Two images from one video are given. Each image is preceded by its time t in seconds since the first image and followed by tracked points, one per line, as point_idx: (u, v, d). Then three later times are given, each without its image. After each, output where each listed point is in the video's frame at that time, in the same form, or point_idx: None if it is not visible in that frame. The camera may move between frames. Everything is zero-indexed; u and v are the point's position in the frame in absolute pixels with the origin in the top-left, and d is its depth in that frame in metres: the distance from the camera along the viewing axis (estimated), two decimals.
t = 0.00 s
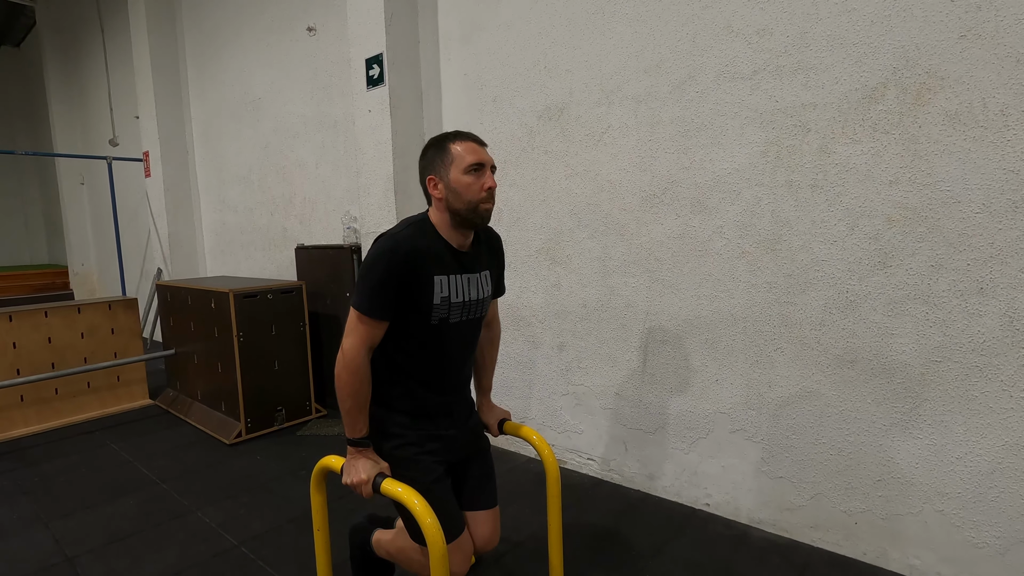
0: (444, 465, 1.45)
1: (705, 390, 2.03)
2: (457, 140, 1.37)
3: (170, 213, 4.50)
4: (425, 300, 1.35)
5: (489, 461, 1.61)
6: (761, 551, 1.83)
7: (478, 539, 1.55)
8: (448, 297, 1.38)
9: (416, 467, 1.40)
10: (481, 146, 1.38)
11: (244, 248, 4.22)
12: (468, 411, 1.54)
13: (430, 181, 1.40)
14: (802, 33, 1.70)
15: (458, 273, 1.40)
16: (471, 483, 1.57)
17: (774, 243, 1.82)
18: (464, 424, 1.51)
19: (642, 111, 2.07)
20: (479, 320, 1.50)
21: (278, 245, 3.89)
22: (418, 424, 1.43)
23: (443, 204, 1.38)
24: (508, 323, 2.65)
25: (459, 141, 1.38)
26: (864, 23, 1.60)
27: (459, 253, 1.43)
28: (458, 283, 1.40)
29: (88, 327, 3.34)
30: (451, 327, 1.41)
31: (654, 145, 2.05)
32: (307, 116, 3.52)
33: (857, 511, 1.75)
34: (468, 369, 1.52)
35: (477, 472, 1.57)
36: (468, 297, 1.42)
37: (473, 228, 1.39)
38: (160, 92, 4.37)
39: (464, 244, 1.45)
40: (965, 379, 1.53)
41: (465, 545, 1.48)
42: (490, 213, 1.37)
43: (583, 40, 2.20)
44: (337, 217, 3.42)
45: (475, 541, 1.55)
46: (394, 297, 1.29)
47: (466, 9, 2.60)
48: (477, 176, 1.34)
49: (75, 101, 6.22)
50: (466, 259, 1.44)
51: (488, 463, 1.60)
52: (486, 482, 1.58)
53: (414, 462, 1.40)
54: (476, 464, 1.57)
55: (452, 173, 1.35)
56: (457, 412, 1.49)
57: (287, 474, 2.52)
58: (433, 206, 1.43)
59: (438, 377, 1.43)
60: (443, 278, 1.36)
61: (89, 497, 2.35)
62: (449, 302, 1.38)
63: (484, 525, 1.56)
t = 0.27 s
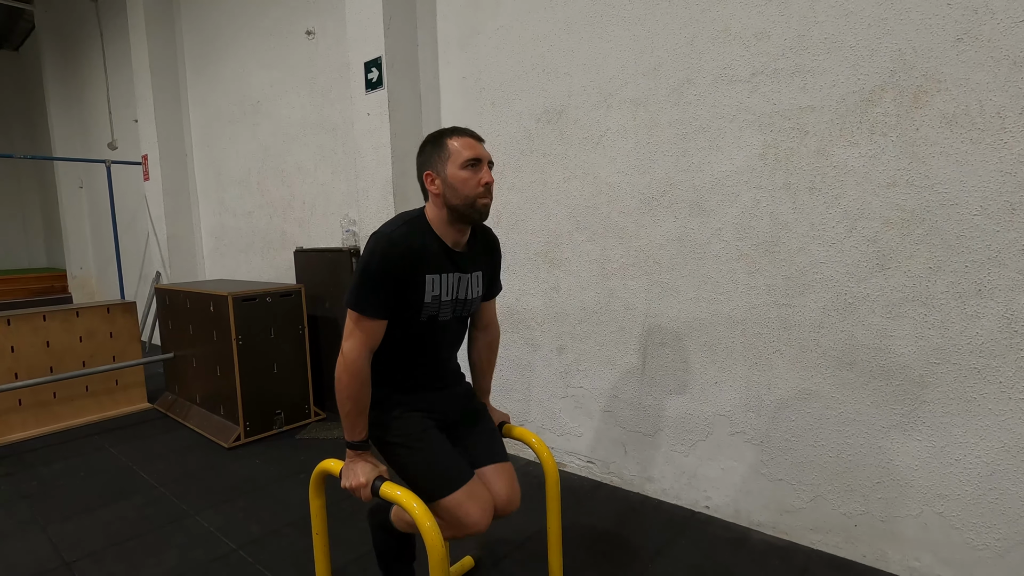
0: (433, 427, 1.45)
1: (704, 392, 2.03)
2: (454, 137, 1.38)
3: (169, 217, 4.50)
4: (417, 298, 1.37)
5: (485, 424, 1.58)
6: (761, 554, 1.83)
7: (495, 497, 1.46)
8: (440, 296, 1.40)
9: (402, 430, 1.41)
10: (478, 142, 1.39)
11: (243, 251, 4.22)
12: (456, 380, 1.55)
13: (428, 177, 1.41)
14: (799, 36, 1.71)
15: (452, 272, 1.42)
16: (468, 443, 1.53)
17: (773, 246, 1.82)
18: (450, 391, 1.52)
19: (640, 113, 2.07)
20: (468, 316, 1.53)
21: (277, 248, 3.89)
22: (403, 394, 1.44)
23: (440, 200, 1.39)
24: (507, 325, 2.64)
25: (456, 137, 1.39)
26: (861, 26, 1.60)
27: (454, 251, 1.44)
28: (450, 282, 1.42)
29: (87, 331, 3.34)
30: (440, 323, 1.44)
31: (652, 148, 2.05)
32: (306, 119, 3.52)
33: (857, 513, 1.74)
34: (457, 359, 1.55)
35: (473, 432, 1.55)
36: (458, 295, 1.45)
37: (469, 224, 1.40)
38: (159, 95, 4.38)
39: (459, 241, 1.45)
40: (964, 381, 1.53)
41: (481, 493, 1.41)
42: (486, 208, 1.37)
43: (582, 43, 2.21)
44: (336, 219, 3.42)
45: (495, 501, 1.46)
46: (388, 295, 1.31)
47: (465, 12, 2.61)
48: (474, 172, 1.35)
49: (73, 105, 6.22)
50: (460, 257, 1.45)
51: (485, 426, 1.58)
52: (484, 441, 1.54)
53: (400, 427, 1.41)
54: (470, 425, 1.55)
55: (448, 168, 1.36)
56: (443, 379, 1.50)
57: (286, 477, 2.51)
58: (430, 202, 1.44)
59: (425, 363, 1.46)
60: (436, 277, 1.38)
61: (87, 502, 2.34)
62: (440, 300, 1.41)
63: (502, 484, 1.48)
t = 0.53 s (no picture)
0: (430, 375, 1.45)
1: (705, 394, 2.03)
2: (455, 135, 1.40)
3: (171, 216, 4.50)
4: (412, 294, 1.41)
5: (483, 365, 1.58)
6: (761, 557, 1.83)
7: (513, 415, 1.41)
8: (434, 292, 1.44)
9: (400, 384, 1.41)
10: (479, 141, 1.41)
11: (245, 250, 4.23)
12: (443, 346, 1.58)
13: (428, 174, 1.43)
14: (802, 39, 1.71)
15: (447, 270, 1.45)
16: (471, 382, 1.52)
17: (774, 249, 1.82)
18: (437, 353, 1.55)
19: (643, 115, 2.07)
20: (460, 309, 1.58)
21: (278, 247, 3.90)
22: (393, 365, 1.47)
23: (439, 197, 1.40)
24: (508, 326, 2.65)
25: (457, 135, 1.40)
26: (865, 29, 1.60)
27: (450, 249, 1.45)
28: (445, 279, 1.45)
29: (88, 329, 3.34)
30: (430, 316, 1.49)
31: (655, 150, 2.05)
32: (308, 119, 3.53)
33: (858, 517, 1.74)
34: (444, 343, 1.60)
35: (473, 373, 1.54)
36: (452, 291, 1.48)
37: (468, 222, 1.41)
38: (162, 94, 4.39)
39: (456, 239, 1.46)
40: (965, 385, 1.53)
41: (493, 405, 1.36)
42: (485, 207, 1.38)
43: (584, 45, 2.21)
44: (338, 219, 3.43)
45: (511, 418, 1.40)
46: (385, 292, 1.34)
47: (468, 13, 2.61)
48: (474, 170, 1.36)
49: (76, 104, 6.23)
50: (456, 255, 1.47)
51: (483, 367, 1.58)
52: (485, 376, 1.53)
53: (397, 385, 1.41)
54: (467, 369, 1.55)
55: (449, 165, 1.37)
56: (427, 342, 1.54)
57: (286, 477, 2.51)
58: (429, 199, 1.45)
59: (415, 343, 1.52)
60: (432, 274, 1.41)
61: (87, 501, 2.35)
62: (434, 296, 1.44)
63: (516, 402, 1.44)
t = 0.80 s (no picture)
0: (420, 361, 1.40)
1: (704, 394, 2.03)
2: (442, 134, 1.41)
3: (171, 216, 4.50)
4: (404, 290, 1.40)
5: (476, 350, 1.53)
6: (761, 557, 1.83)
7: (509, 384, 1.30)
8: (426, 288, 1.43)
9: (392, 373, 1.36)
10: (466, 140, 1.42)
11: (244, 250, 4.23)
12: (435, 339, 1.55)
13: (416, 172, 1.44)
14: (801, 40, 1.71)
15: (439, 266, 1.45)
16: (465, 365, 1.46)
17: (774, 249, 1.82)
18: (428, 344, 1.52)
19: (642, 116, 2.08)
20: (454, 308, 1.57)
21: (278, 247, 3.90)
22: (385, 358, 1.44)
23: (427, 195, 1.41)
24: (507, 326, 2.65)
25: (444, 134, 1.42)
26: (863, 29, 1.61)
27: (440, 245, 1.46)
28: (437, 275, 1.45)
29: (87, 330, 3.34)
30: (424, 313, 1.48)
31: (654, 150, 2.05)
32: (308, 118, 3.53)
33: (857, 517, 1.74)
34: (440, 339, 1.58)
35: (466, 357, 1.48)
36: (445, 288, 1.48)
37: (456, 219, 1.42)
38: (161, 94, 4.38)
39: (445, 235, 1.47)
40: (965, 385, 1.53)
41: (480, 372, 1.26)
42: (473, 205, 1.39)
43: (584, 45, 2.21)
44: (337, 219, 3.42)
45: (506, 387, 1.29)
46: (377, 287, 1.34)
47: (467, 13, 2.61)
48: (461, 168, 1.37)
49: (76, 104, 6.23)
50: (447, 251, 1.47)
51: (477, 351, 1.52)
52: (479, 357, 1.48)
53: (389, 374, 1.37)
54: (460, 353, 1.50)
55: (436, 164, 1.38)
56: (417, 333, 1.51)
57: (286, 477, 2.51)
58: (417, 197, 1.46)
59: (408, 338, 1.50)
60: (424, 270, 1.41)
61: (87, 501, 2.34)
62: (426, 293, 1.44)
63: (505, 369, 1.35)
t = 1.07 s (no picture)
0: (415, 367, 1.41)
1: (703, 392, 2.03)
2: (429, 134, 1.42)
3: (170, 215, 4.50)
4: (396, 286, 1.40)
5: (469, 355, 1.54)
6: (760, 555, 1.83)
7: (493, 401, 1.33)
8: (418, 284, 1.43)
9: (388, 380, 1.37)
10: (453, 139, 1.43)
11: (244, 249, 4.22)
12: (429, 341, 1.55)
13: (404, 172, 1.45)
14: (801, 38, 1.71)
15: (430, 262, 1.45)
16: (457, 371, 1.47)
17: (773, 247, 1.82)
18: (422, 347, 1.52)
19: (642, 114, 2.07)
20: (447, 305, 1.57)
21: (277, 246, 3.90)
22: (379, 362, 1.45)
23: (415, 194, 1.43)
24: (507, 325, 2.65)
25: (431, 134, 1.43)
26: (863, 27, 1.61)
27: (430, 242, 1.46)
28: (429, 271, 1.45)
29: (87, 328, 3.34)
30: (417, 311, 1.47)
31: (654, 148, 2.05)
32: (307, 117, 3.53)
33: (855, 515, 1.75)
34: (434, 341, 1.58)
35: (459, 362, 1.49)
36: (436, 285, 1.48)
37: (444, 217, 1.43)
38: (160, 93, 4.38)
39: (435, 233, 1.48)
40: (963, 383, 1.53)
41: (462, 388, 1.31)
42: (460, 203, 1.40)
43: (583, 43, 2.21)
44: (336, 217, 3.42)
45: (492, 405, 1.32)
46: (370, 284, 1.34)
47: (466, 11, 2.60)
48: (447, 167, 1.39)
49: (74, 102, 6.22)
50: (437, 248, 1.48)
51: (470, 356, 1.53)
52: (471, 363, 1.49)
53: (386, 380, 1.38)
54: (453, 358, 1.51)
55: (423, 164, 1.40)
56: (410, 335, 1.51)
57: (285, 476, 2.51)
58: (405, 196, 1.48)
59: (402, 340, 1.50)
60: (415, 266, 1.41)
61: (86, 499, 2.34)
62: (418, 289, 1.44)
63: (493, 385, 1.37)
